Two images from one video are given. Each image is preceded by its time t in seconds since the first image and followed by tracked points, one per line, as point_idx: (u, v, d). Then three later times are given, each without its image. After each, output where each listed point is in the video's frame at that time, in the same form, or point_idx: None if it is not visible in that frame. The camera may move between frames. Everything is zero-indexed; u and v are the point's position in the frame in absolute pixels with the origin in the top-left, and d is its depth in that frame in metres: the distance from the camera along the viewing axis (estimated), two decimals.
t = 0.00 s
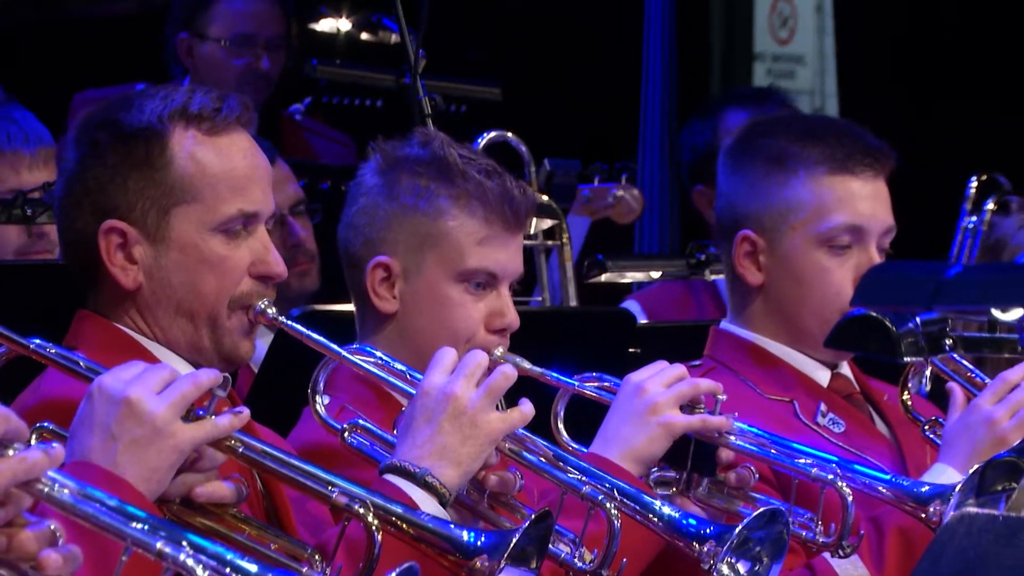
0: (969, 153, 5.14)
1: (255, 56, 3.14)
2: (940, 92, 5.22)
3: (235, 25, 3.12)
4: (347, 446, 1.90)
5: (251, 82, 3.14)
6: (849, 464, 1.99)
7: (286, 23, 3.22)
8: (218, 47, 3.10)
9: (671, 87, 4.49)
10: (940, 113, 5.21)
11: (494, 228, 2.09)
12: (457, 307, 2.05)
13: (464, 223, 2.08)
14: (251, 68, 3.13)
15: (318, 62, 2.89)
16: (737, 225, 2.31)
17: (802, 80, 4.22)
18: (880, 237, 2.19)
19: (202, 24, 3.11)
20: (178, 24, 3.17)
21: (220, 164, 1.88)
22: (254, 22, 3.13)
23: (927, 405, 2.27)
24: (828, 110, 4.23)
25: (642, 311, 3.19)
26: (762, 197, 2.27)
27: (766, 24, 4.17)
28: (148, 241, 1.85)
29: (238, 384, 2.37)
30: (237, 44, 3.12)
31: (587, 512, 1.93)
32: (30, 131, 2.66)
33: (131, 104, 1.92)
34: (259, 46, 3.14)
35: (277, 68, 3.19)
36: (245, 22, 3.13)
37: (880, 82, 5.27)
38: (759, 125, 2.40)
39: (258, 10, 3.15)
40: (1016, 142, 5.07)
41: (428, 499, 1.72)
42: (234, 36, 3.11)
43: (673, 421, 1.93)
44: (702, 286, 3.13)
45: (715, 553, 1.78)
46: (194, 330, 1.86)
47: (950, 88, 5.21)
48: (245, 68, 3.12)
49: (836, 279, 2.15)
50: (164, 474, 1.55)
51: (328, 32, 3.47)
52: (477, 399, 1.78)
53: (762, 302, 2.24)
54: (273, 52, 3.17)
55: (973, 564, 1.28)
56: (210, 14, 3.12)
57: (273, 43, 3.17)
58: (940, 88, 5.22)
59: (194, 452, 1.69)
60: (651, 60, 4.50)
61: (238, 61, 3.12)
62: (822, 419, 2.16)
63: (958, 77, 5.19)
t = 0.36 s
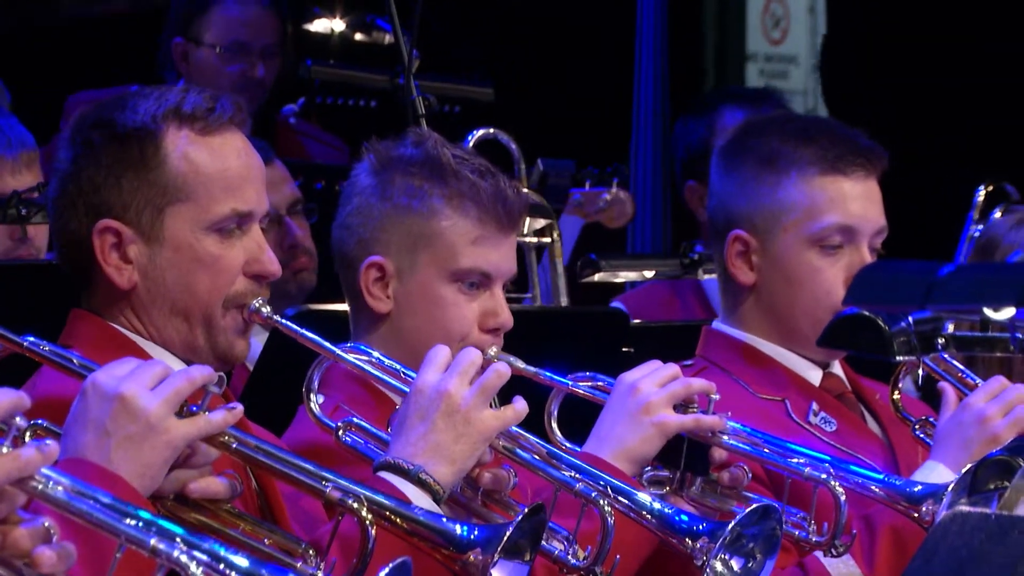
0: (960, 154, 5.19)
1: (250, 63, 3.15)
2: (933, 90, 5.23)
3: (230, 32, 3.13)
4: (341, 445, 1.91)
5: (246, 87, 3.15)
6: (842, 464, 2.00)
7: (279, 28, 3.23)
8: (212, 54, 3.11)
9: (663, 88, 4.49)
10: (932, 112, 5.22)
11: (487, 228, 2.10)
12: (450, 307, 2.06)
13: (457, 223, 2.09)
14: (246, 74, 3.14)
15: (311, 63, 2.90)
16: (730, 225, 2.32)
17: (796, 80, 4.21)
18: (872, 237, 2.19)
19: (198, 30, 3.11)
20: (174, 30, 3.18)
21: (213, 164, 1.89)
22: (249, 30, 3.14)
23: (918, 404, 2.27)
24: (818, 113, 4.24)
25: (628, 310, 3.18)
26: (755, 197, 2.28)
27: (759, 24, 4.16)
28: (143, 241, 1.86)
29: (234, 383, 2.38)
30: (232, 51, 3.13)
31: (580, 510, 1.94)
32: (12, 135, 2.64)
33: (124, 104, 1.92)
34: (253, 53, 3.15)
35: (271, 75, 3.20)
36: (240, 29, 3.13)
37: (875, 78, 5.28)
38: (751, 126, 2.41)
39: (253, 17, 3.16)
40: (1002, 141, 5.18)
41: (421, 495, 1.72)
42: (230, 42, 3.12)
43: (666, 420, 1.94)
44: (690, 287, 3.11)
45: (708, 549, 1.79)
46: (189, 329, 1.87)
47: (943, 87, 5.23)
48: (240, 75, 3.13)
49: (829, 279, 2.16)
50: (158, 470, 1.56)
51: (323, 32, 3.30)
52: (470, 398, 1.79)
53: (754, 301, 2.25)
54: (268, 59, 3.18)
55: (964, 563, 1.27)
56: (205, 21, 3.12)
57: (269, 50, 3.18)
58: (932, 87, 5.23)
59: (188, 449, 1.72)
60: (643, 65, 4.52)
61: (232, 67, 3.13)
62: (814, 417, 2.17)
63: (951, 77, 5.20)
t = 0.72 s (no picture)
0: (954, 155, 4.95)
1: (251, 65, 3.21)
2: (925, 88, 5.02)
3: (233, 35, 3.19)
4: (336, 440, 1.98)
5: (248, 90, 3.22)
6: (820, 457, 2.07)
7: (280, 31, 3.29)
8: (215, 56, 3.18)
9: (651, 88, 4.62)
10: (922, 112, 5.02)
11: (478, 230, 2.17)
12: (443, 306, 2.13)
13: (450, 226, 2.16)
14: (247, 76, 3.21)
15: (311, 71, 2.96)
16: (713, 228, 2.39)
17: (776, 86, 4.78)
18: (850, 240, 2.27)
19: (201, 33, 3.18)
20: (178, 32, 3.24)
21: (214, 169, 1.96)
22: (251, 33, 3.20)
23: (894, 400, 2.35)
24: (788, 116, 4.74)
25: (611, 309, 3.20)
26: (737, 201, 2.36)
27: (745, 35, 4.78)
28: (146, 243, 1.93)
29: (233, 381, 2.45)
30: (235, 53, 3.19)
31: (566, 503, 2.01)
32: (22, 139, 2.70)
33: (129, 110, 1.99)
34: (255, 56, 3.22)
35: (272, 77, 3.27)
36: (241, 34, 3.19)
37: (873, 78, 5.09)
38: (735, 132, 2.48)
39: (256, 20, 3.22)
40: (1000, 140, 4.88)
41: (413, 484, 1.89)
42: (232, 45, 3.19)
43: (651, 415, 2.02)
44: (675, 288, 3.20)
45: (689, 541, 1.88)
46: (190, 328, 1.94)
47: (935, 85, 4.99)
48: (241, 77, 3.20)
49: (808, 280, 2.24)
50: (158, 458, 1.64)
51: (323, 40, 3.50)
52: (461, 394, 1.86)
53: (736, 302, 2.32)
54: (269, 62, 3.25)
55: (937, 554, 1.31)
56: (209, 24, 3.19)
57: (270, 53, 3.24)
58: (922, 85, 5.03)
59: (187, 437, 1.80)
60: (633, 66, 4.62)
61: (235, 68, 3.20)
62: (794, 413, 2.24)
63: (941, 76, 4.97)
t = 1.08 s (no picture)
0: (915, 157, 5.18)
1: (252, 73, 3.32)
2: (897, 89, 5.21)
3: (234, 44, 3.30)
4: (334, 429, 2.09)
5: (249, 97, 3.33)
6: (795, 445, 2.19)
7: (280, 40, 3.41)
8: (217, 64, 3.29)
9: (636, 89, 4.76)
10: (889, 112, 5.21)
11: (470, 230, 2.28)
12: (436, 302, 2.24)
13: (443, 225, 2.27)
14: (247, 83, 3.32)
15: (313, 80, 3.08)
16: (692, 228, 2.50)
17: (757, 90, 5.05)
18: (821, 239, 2.38)
19: (205, 42, 3.29)
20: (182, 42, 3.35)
21: (216, 171, 2.07)
22: (252, 43, 3.31)
23: (864, 392, 2.47)
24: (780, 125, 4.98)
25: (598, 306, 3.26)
26: (715, 202, 2.47)
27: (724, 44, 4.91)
28: (152, 242, 2.03)
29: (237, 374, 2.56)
30: (235, 62, 3.31)
31: (552, 488, 2.13)
32: (45, 146, 2.82)
33: (135, 117, 2.10)
34: (255, 63, 3.33)
35: (272, 84, 3.38)
36: (242, 42, 3.31)
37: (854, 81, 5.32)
38: (713, 137, 2.59)
39: (256, 30, 3.33)
40: (981, 126, 5.03)
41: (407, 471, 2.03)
42: (234, 55, 3.30)
43: (634, 405, 2.13)
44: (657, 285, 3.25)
45: (669, 525, 1.99)
46: (194, 323, 2.04)
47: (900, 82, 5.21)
48: (242, 84, 3.31)
49: (782, 277, 2.35)
50: (161, 449, 1.75)
51: (325, 52, 3.64)
52: (452, 385, 1.97)
53: (714, 298, 2.43)
54: (270, 70, 3.36)
55: (902, 535, 1.60)
56: (212, 34, 3.30)
57: (269, 61, 3.35)
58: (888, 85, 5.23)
59: (189, 427, 1.90)
60: (619, 64, 4.80)
61: (237, 76, 3.31)
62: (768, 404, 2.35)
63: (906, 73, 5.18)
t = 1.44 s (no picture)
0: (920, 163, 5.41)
1: (248, 78, 3.43)
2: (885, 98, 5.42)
3: (230, 51, 3.41)
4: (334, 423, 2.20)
5: (244, 101, 3.43)
6: (773, 435, 2.30)
7: (275, 47, 3.51)
8: (214, 70, 3.40)
9: (625, 101, 4.87)
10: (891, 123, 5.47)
11: (464, 231, 2.39)
12: (432, 300, 2.35)
13: (439, 227, 2.38)
14: (244, 88, 3.42)
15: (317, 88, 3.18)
16: (676, 229, 2.62)
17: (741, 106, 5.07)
18: (799, 240, 2.50)
19: (202, 49, 3.40)
20: (180, 50, 3.46)
21: (222, 175, 2.18)
22: (247, 49, 3.42)
23: (841, 387, 2.59)
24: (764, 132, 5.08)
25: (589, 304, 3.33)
26: (698, 205, 2.58)
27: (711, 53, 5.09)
28: (160, 242, 2.14)
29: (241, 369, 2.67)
30: (232, 68, 3.41)
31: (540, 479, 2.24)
32: (67, 152, 2.94)
33: (146, 123, 2.21)
34: (251, 69, 3.43)
35: (266, 89, 3.48)
36: (240, 49, 3.41)
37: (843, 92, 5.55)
38: (696, 142, 2.70)
39: (251, 38, 3.44)
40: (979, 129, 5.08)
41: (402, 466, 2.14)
42: (230, 60, 3.41)
43: (621, 398, 2.24)
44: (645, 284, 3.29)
45: (649, 516, 2.11)
46: (200, 320, 2.15)
47: (901, 93, 5.45)
48: (238, 88, 3.41)
49: (761, 277, 2.47)
50: (170, 449, 1.90)
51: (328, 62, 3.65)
52: (445, 381, 2.08)
53: (697, 297, 2.55)
54: (264, 75, 3.46)
55: (874, 521, 1.66)
56: (209, 41, 3.41)
57: (264, 67, 3.46)
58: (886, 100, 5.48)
59: (198, 428, 2.04)
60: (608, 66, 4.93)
61: (233, 81, 3.41)
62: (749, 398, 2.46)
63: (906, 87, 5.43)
